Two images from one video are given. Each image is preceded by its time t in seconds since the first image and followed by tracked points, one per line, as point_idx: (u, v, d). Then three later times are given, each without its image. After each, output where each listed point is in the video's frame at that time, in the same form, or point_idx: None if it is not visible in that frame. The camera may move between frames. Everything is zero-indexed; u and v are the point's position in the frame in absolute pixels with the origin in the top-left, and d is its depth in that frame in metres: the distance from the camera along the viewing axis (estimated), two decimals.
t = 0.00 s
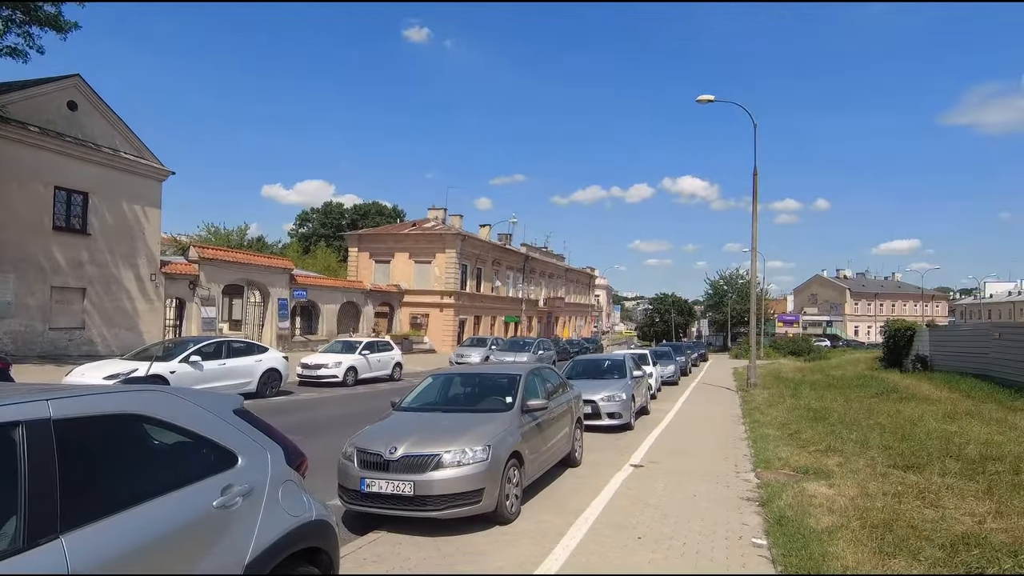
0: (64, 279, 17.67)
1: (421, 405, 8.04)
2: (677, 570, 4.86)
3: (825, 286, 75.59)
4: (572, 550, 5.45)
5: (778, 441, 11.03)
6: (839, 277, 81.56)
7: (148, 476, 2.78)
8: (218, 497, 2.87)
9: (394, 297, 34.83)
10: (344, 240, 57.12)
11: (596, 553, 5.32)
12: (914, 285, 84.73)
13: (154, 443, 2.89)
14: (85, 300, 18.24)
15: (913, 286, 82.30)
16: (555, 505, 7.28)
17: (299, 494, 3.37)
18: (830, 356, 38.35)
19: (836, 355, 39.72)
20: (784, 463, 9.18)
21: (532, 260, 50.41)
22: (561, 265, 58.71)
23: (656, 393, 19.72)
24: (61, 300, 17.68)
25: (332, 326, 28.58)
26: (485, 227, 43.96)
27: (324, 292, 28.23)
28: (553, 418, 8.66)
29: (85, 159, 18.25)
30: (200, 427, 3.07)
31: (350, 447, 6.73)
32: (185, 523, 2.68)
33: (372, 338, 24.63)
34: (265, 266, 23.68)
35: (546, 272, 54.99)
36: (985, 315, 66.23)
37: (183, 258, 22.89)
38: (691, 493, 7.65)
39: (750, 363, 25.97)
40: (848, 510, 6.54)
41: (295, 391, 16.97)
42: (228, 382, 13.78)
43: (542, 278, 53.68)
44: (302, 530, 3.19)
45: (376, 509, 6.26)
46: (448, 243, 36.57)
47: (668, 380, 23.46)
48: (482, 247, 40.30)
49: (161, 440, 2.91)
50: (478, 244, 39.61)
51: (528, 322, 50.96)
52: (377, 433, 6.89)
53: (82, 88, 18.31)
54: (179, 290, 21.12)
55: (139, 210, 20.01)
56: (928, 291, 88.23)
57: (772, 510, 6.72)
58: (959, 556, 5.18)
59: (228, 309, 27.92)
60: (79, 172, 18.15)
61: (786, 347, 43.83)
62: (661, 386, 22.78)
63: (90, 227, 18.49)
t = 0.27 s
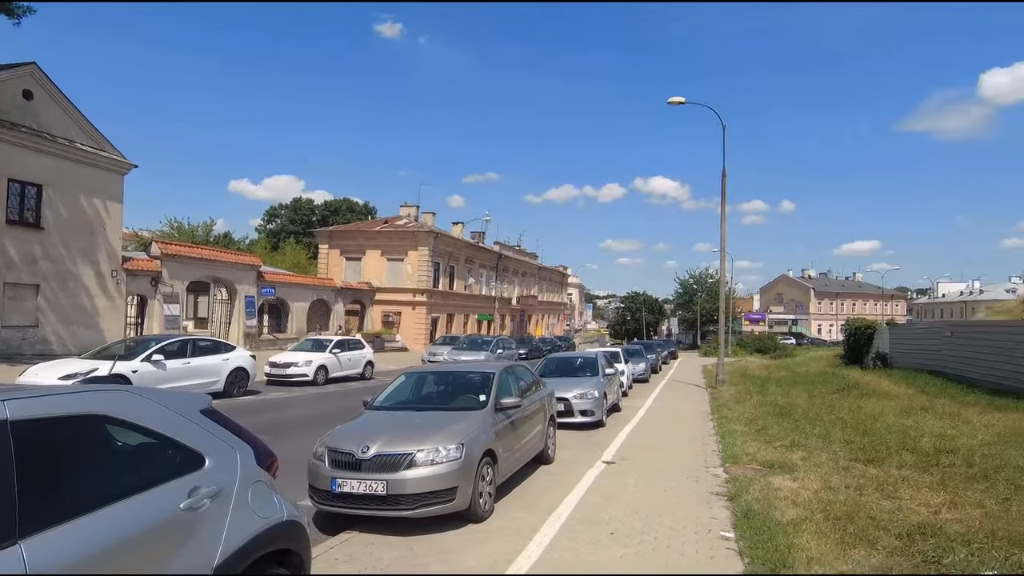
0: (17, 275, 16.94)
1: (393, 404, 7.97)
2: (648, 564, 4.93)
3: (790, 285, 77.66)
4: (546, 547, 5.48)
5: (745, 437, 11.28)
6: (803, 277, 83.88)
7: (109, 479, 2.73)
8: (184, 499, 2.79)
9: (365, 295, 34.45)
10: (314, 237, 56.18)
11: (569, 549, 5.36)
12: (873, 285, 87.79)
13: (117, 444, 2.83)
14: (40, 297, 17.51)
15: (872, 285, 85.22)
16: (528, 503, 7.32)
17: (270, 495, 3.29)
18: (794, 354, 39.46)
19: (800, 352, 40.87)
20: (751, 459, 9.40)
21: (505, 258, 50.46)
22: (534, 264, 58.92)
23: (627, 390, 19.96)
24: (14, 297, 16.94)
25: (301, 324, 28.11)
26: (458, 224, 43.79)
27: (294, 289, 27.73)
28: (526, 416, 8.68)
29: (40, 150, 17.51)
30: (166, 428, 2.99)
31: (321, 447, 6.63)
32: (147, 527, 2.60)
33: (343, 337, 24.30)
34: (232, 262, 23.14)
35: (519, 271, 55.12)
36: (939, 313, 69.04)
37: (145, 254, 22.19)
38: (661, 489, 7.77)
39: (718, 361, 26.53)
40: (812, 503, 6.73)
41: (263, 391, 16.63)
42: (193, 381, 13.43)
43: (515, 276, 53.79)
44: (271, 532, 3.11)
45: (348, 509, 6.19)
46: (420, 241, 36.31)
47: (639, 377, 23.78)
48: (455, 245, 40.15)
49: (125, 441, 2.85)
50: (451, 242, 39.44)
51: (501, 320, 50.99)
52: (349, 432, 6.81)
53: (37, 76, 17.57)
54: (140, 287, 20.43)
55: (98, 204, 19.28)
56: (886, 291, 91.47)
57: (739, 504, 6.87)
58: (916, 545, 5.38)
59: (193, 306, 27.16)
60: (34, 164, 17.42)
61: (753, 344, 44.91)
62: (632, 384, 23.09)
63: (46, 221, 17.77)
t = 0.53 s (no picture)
0: None
1: (366, 401, 7.89)
2: (621, 557, 5.00)
3: (758, 283, 79.37)
4: (520, 542, 5.49)
5: (715, 431, 11.51)
6: (770, 275, 85.87)
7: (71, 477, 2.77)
8: (150, 500, 2.71)
9: (337, 292, 33.97)
10: (284, 233, 55.10)
11: (543, 543, 5.40)
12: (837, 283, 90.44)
13: (77, 444, 2.88)
14: None
15: (836, 283, 87.76)
16: (502, 498, 7.33)
17: (238, 495, 3.21)
18: (762, 350, 40.41)
19: (767, 348, 41.85)
20: (720, 452, 9.60)
21: (478, 255, 50.32)
22: (508, 261, 58.95)
23: (600, 386, 20.14)
24: None
25: (271, 321, 27.56)
26: (432, 221, 43.48)
27: (263, 286, 27.17)
28: (500, 412, 8.69)
29: None
30: (129, 427, 2.92)
31: (291, 446, 6.53)
32: (112, 528, 2.52)
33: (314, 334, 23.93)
34: (198, 258, 22.60)
35: (493, 268, 55.07)
36: (899, 310, 71.48)
37: (106, 249, 21.44)
38: (634, 483, 7.88)
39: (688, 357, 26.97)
40: (778, 494, 6.91)
41: (231, 389, 16.26)
42: (157, 379, 13.04)
43: (489, 273, 53.71)
44: (240, 532, 3.04)
45: (319, 509, 6.10)
46: (393, 237, 35.96)
47: (611, 373, 24.03)
48: (429, 242, 39.88)
49: (84, 442, 2.88)
50: (424, 239, 39.16)
51: (475, 317, 50.88)
52: (320, 430, 6.71)
53: None
54: (102, 283, 19.78)
55: (53, 196, 18.51)
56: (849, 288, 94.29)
57: (709, 496, 7.02)
58: (875, 533, 5.57)
59: (157, 303, 26.36)
60: None
61: (722, 341, 45.79)
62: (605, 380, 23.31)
63: None
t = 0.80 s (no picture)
0: None
1: (338, 400, 7.78)
2: (595, 551, 5.05)
3: (729, 280, 80.80)
4: (495, 538, 5.50)
5: (687, 426, 11.69)
6: (741, 273, 87.52)
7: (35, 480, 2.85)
8: (112, 504, 2.65)
9: (309, 289, 33.42)
10: (254, 229, 53.96)
11: (518, 539, 5.41)
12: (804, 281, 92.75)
13: (37, 446, 2.95)
14: None
15: (803, 280, 89.98)
16: (477, 495, 7.33)
17: (206, 496, 3.12)
18: (733, 346, 41.17)
19: (738, 344, 42.69)
20: (692, 447, 9.76)
21: (453, 252, 50.06)
22: (483, 258, 58.84)
23: (574, 383, 20.27)
24: None
25: (241, 319, 26.98)
26: (406, 217, 43.08)
27: (232, 283, 26.57)
28: (475, 409, 8.67)
29: None
30: (90, 429, 2.84)
31: (262, 446, 6.41)
32: (73, 534, 2.48)
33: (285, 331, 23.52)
34: (164, 254, 21.99)
35: (468, 265, 54.89)
36: (863, 307, 73.64)
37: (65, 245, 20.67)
38: (608, 478, 7.95)
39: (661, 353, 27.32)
40: (748, 487, 7.06)
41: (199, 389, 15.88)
42: (121, 379, 12.64)
43: (464, 270, 53.52)
44: (209, 534, 2.96)
45: (291, 509, 6.00)
46: (367, 234, 35.55)
47: (586, 369, 24.20)
48: (403, 239, 39.55)
49: (42, 445, 2.94)
50: (398, 235, 38.81)
51: (450, 314, 50.66)
52: (291, 429, 6.60)
53: None
54: (61, 280, 19.01)
55: (9, 188, 17.75)
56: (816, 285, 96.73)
57: (681, 490, 7.13)
58: (840, 523, 5.74)
59: (120, 301, 25.55)
60: None
61: (695, 337, 46.52)
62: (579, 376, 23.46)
63: None
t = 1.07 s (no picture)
0: None
1: (314, 399, 7.69)
2: (573, 547, 5.09)
3: (705, 278, 81.93)
4: (474, 536, 5.50)
5: (663, 422, 11.83)
6: (716, 271, 88.91)
7: None
8: (76, 508, 2.59)
9: (285, 288, 32.90)
10: (227, 226, 52.93)
11: (497, 537, 5.42)
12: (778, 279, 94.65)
13: None
14: None
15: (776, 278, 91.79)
16: (456, 494, 7.32)
17: (177, 498, 3.04)
18: (708, 343, 41.82)
19: (713, 341, 43.39)
20: (669, 442, 9.89)
21: (431, 250, 49.81)
22: (462, 256, 58.67)
23: (553, 380, 20.36)
24: None
25: (214, 318, 26.46)
26: (383, 215, 42.70)
27: (205, 281, 26.03)
28: (453, 407, 8.65)
29: None
30: (50, 431, 2.77)
31: (236, 446, 6.29)
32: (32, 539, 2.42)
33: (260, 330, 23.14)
34: (133, 251, 21.43)
35: (447, 262, 54.69)
36: (834, 304, 75.45)
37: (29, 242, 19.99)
38: (586, 475, 8.01)
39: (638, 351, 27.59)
40: (723, 481, 7.19)
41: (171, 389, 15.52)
42: (88, 380, 12.29)
43: (442, 268, 53.27)
44: (181, 537, 2.89)
45: (266, 510, 5.91)
46: (344, 231, 35.16)
47: (564, 367, 24.31)
48: (380, 236, 39.21)
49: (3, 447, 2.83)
50: (376, 233, 38.47)
51: (428, 312, 50.42)
52: (266, 430, 6.50)
53: None
54: (24, 278, 18.23)
55: None
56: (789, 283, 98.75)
57: (658, 485, 7.23)
58: (811, 516, 5.88)
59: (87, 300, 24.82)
60: None
61: (672, 334, 47.14)
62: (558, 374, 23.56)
63: None
